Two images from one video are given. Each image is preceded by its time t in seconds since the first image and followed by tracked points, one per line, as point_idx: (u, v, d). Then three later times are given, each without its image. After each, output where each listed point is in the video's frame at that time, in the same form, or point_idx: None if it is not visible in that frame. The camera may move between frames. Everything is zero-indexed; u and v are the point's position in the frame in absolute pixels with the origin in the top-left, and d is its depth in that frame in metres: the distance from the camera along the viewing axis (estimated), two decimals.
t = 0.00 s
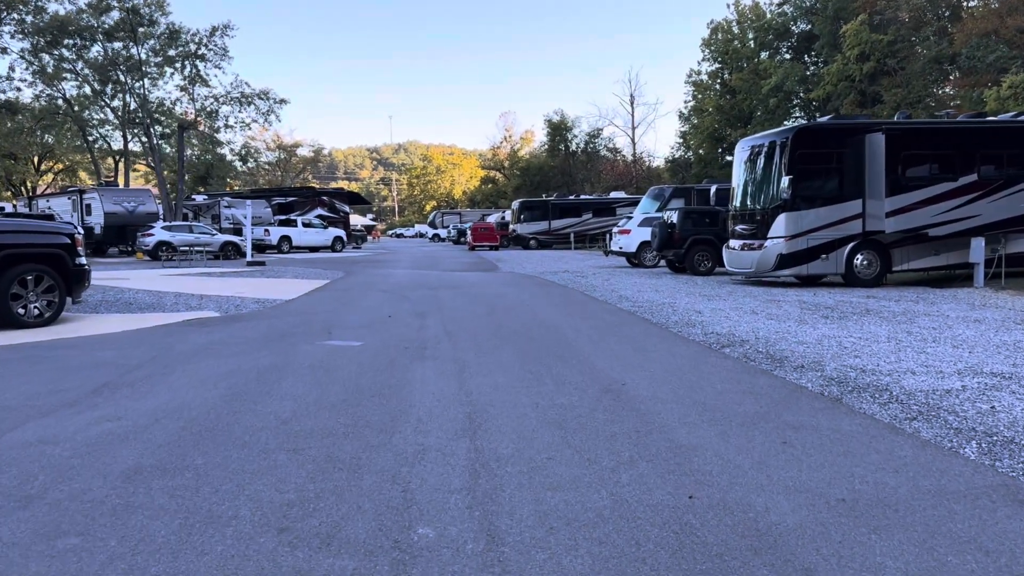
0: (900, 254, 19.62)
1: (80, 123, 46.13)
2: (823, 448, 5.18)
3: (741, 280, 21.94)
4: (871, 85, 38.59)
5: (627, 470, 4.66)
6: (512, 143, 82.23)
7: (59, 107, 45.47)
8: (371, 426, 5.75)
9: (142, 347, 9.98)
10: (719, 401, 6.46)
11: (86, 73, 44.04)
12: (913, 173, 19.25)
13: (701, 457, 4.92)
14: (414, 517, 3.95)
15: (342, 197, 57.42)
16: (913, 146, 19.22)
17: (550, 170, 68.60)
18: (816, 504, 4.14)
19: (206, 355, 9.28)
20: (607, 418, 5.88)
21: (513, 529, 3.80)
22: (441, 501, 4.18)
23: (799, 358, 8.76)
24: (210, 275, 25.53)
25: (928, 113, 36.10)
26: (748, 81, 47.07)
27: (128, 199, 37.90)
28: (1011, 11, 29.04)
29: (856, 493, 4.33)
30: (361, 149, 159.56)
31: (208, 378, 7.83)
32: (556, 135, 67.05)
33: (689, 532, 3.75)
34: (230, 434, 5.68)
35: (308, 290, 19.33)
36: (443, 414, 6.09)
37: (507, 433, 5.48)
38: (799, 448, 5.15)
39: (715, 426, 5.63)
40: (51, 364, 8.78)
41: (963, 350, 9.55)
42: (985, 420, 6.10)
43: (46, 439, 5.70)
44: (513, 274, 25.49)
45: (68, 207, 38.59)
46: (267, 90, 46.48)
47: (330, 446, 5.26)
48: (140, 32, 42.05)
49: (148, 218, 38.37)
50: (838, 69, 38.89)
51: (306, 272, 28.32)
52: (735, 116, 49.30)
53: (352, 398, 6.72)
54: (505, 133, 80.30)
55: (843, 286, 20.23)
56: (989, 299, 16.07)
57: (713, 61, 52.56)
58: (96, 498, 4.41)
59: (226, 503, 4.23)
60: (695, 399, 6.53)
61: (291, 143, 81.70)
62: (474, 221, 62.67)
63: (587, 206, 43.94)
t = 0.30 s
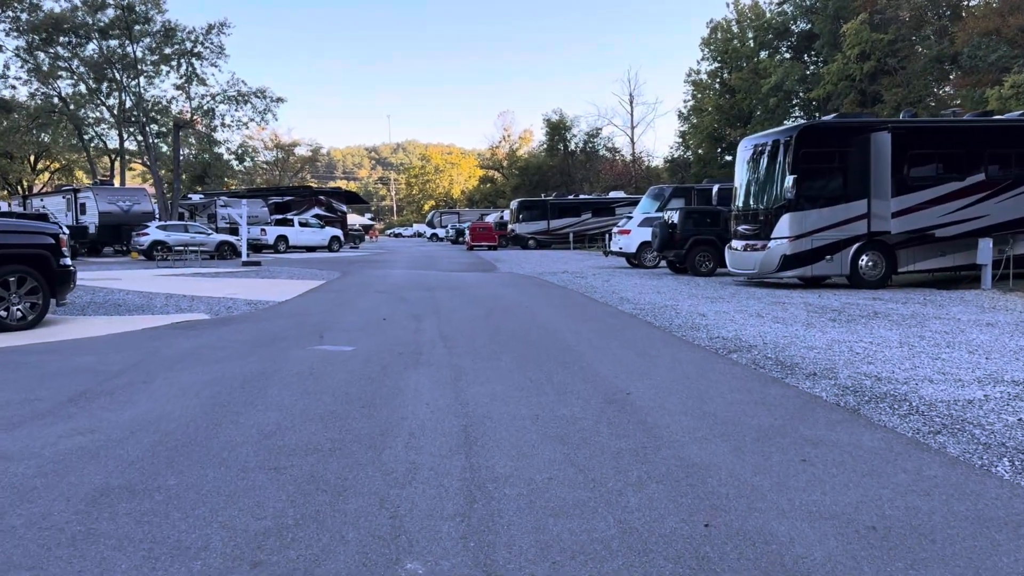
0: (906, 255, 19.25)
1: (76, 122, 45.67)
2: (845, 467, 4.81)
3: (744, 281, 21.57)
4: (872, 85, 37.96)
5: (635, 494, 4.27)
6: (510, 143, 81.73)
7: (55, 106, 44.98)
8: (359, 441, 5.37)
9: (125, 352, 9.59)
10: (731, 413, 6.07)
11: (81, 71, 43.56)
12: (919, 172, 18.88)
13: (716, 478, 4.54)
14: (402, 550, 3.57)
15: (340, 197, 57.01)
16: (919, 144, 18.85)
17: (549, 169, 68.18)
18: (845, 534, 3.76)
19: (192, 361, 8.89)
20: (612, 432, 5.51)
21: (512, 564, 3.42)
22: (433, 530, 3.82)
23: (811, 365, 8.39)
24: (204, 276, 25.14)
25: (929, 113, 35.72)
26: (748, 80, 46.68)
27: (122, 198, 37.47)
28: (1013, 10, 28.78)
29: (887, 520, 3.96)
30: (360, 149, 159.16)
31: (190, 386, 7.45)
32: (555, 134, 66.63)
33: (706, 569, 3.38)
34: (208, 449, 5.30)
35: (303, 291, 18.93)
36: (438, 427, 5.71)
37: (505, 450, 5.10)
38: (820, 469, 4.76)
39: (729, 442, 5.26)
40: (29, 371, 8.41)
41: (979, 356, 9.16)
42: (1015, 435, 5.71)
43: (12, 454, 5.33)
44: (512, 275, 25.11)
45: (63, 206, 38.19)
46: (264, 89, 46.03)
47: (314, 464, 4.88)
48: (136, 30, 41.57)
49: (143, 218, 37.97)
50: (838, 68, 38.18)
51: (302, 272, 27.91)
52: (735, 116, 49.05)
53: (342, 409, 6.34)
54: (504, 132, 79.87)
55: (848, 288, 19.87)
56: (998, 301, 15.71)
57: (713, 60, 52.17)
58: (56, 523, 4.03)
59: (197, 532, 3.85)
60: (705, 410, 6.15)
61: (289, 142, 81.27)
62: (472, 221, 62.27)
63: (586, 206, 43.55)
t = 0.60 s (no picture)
0: (909, 254, 18.83)
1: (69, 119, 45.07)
2: (870, 486, 4.45)
3: (745, 280, 21.21)
4: (870, 82, 37.38)
5: (647, 518, 3.91)
6: (508, 141, 81.27)
7: (48, 102, 44.37)
8: (345, 456, 4.99)
9: (105, 356, 9.20)
10: (743, 424, 5.70)
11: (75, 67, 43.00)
12: (925, 169, 18.53)
13: (732, 501, 4.17)
14: None
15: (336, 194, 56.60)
16: (924, 141, 18.49)
17: (546, 167, 67.80)
18: (877, 566, 3.41)
19: (175, 365, 8.50)
20: (616, 446, 5.15)
21: None
22: (423, 561, 3.45)
23: (822, 369, 8.04)
24: (196, 274, 24.71)
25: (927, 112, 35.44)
26: (746, 79, 46.33)
27: (115, 195, 36.99)
28: (1013, 8, 28.57)
29: (924, 550, 3.59)
30: (357, 146, 158.61)
31: (171, 394, 7.06)
32: (552, 132, 66.20)
33: None
34: (184, 464, 4.92)
35: (296, 290, 18.50)
36: (430, 440, 5.33)
37: (502, 466, 4.73)
38: (845, 489, 4.39)
39: (743, 457, 4.91)
40: (4, 376, 8.02)
41: (995, 360, 8.80)
42: None
43: None
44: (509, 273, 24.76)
45: (55, 203, 37.70)
46: (259, 85, 45.56)
47: (297, 483, 4.50)
48: (130, 25, 41.01)
49: (136, 215, 37.48)
50: (836, 66, 37.51)
51: (296, 270, 27.51)
52: (732, 114, 48.79)
53: (330, 418, 5.97)
54: (501, 130, 79.46)
55: (850, 287, 19.49)
56: (1006, 301, 15.37)
57: (710, 58, 51.82)
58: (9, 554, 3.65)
59: (161, 566, 3.47)
60: (715, 420, 5.78)
61: (285, 139, 80.74)
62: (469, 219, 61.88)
63: (584, 203, 43.15)
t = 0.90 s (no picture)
0: (912, 252, 18.53)
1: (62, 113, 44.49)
2: (895, 504, 4.13)
3: (744, 278, 20.89)
4: (868, 80, 37.42)
5: (657, 543, 3.58)
6: (504, 137, 80.82)
7: (41, 97, 43.80)
8: (330, 469, 4.65)
9: (85, 356, 8.84)
10: (754, 434, 5.37)
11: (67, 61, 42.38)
12: (928, 166, 18.20)
13: (747, 521, 3.85)
14: None
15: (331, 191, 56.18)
16: (928, 137, 18.14)
17: (542, 163, 67.45)
18: None
19: (157, 367, 8.15)
20: (619, 458, 4.81)
21: None
22: None
23: (832, 373, 7.72)
24: (188, 270, 24.32)
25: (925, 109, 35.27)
26: (743, 75, 46.02)
27: (107, 190, 36.44)
28: (1011, 4, 28.43)
29: None
30: (353, 142, 158.05)
31: (150, 398, 6.72)
32: (549, 128, 65.82)
33: None
34: (157, 477, 4.59)
35: (287, 288, 18.14)
36: (420, 450, 4.99)
37: (497, 481, 4.39)
38: (868, 508, 4.06)
39: (756, 471, 4.58)
40: None
41: (1009, 363, 8.48)
42: None
43: None
44: (506, 270, 24.43)
45: (46, 199, 37.23)
46: (253, 80, 45.04)
47: (277, 499, 4.17)
48: (122, 19, 40.42)
49: (128, 210, 37.01)
50: (835, 62, 37.21)
51: (291, 267, 27.13)
52: (729, 110, 48.88)
53: (317, 425, 5.63)
54: (497, 126, 79.05)
55: (852, 286, 19.19)
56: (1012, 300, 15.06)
57: (707, 54, 51.53)
58: None
59: None
60: (723, 429, 5.47)
61: (281, 134, 80.20)
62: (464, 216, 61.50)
63: (580, 200, 42.81)
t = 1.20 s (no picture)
0: (918, 249, 18.15)
1: (59, 107, 43.96)
2: (927, 528, 3.77)
3: (747, 275, 20.52)
4: (869, 75, 36.81)
5: None
6: (503, 132, 80.38)
7: (37, 90, 43.28)
8: (310, 486, 4.28)
9: (65, 357, 8.46)
10: (768, 447, 5.01)
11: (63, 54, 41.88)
12: (936, 161, 17.81)
13: (768, 551, 3.48)
14: None
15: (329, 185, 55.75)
16: (934, 132, 17.82)
17: (542, 159, 67.04)
18: None
19: (137, 368, 7.79)
20: (625, 475, 4.44)
21: None
22: None
23: (845, 378, 7.36)
24: (182, 266, 23.94)
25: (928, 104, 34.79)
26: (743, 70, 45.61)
27: (102, 184, 35.89)
28: None
29: None
30: (352, 137, 157.51)
31: (127, 403, 6.36)
32: (548, 124, 65.33)
33: None
34: (124, 494, 4.24)
35: (281, 285, 17.77)
36: (409, 465, 4.63)
37: (491, 500, 4.03)
38: (899, 533, 3.71)
39: (773, 490, 4.22)
40: None
41: None
42: None
43: None
44: (504, 267, 24.04)
45: (41, 193, 36.82)
46: (250, 73, 44.52)
47: (250, 521, 3.82)
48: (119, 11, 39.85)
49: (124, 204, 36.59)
50: (836, 58, 37.08)
51: (286, 263, 26.72)
52: (730, 105, 47.94)
53: (299, 435, 5.27)
54: (497, 122, 78.61)
55: (856, 284, 18.83)
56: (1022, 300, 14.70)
57: (708, 50, 51.15)
58: None
59: None
60: (734, 440, 5.10)
61: (279, 129, 79.73)
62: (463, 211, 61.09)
63: (580, 196, 42.42)
